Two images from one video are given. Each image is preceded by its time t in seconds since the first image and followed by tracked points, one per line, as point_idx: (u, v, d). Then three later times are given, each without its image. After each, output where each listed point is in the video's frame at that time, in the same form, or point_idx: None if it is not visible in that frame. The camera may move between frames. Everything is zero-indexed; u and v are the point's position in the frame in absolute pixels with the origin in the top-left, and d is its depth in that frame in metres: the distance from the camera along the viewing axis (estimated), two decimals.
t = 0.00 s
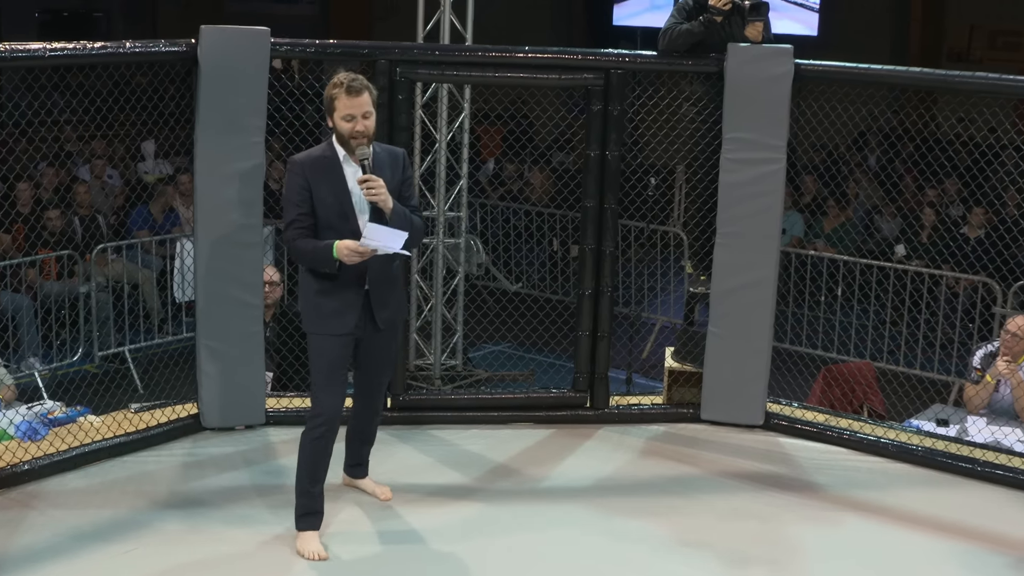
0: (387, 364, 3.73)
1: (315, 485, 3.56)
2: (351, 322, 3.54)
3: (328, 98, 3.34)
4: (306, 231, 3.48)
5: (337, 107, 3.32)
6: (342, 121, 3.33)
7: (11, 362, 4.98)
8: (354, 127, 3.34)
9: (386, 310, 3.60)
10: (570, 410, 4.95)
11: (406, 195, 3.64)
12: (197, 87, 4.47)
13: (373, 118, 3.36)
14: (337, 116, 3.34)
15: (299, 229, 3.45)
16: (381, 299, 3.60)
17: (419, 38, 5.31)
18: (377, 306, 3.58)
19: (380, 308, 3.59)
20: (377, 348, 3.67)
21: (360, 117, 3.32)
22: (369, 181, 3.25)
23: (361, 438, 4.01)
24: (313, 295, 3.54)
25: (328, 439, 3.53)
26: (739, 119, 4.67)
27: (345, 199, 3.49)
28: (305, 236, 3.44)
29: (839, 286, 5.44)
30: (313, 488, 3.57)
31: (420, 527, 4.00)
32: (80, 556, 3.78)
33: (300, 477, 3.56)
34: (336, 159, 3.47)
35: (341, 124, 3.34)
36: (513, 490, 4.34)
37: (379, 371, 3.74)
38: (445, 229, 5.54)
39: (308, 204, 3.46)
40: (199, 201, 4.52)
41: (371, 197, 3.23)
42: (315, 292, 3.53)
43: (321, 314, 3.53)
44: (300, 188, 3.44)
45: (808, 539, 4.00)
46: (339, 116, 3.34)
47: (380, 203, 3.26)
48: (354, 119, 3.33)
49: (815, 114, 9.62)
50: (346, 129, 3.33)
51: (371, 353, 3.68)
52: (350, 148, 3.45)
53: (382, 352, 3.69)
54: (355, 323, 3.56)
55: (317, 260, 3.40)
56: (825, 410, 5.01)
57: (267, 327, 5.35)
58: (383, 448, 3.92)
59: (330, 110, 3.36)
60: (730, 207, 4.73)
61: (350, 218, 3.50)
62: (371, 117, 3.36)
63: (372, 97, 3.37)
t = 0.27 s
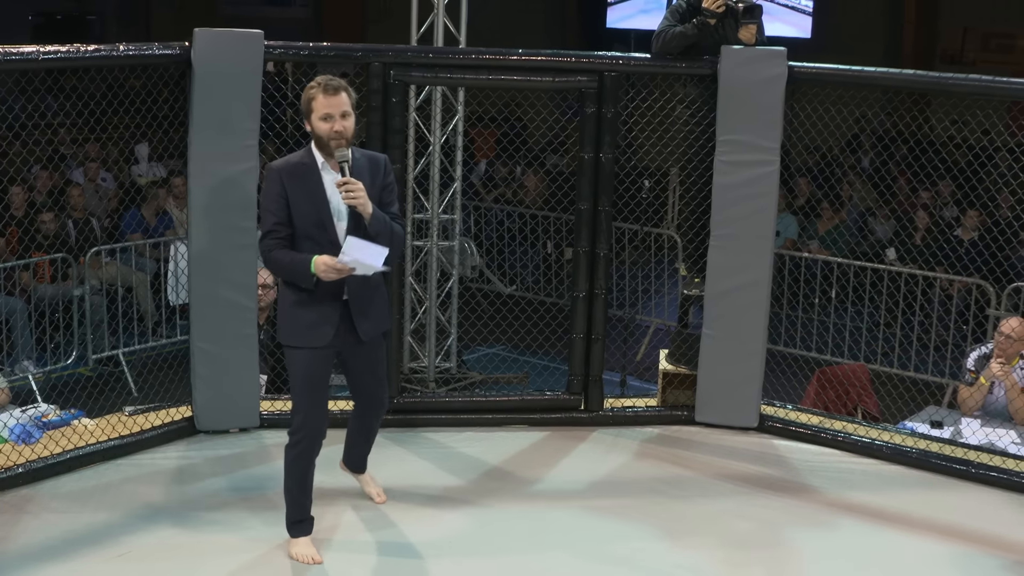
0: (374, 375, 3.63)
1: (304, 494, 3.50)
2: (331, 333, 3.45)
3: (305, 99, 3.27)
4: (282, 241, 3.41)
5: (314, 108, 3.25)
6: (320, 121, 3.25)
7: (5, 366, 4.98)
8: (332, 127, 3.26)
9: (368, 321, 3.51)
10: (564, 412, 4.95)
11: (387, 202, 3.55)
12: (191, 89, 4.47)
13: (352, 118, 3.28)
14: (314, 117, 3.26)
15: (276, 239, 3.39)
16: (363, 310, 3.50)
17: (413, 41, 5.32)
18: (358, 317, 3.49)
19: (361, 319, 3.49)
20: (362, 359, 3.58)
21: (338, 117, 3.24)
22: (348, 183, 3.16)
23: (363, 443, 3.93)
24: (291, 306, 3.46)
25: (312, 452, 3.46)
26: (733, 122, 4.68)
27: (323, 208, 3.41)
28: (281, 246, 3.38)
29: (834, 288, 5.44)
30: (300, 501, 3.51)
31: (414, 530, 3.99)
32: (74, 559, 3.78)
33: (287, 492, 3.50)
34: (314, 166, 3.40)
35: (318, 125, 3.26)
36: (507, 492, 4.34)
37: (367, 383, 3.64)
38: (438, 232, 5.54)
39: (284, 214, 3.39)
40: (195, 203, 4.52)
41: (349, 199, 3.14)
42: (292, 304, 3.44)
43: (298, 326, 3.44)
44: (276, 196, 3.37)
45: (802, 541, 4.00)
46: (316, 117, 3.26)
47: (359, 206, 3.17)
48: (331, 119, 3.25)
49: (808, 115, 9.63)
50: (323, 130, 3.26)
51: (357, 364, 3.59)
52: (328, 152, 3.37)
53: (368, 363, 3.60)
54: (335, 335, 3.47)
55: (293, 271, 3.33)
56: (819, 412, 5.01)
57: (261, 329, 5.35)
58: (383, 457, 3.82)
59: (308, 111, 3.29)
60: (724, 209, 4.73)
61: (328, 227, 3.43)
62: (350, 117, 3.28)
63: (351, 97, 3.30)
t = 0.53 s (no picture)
0: (379, 387, 3.42)
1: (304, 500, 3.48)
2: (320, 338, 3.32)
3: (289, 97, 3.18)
4: (267, 246, 3.32)
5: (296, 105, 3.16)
6: (301, 118, 3.15)
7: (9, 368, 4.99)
8: (312, 124, 3.15)
9: (360, 325, 3.34)
10: (568, 415, 4.95)
11: (382, 203, 3.40)
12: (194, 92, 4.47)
13: (335, 114, 3.16)
14: (296, 115, 3.17)
15: (259, 243, 3.31)
16: (355, 315, 3.34)
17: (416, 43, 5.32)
18: (350, 321, 3.33)
19: (350, 324, 3.33)
20: (362, 368, 3.40)
21: (318, 113, 3.13)
22: (326, 180, 3.07)
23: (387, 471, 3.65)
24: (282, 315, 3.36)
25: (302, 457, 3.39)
26: (736, 124, 4.67)
27: (307, 211, 3.29)
28: (263, 251, 3.29)
29: (837, 291, 5.44)
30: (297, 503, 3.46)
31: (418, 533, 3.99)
32: (77, 561, 3.78)
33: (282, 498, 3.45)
34: (299, 166, 3.30)
35: (300, 122, 3.17)
36: (511, 494, 4.34)
37: (375, 394, 3.43)
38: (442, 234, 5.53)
39: (268, 217, 3.30)
40: (197, 205, 4.52)
41: (326, 196, 3.07)
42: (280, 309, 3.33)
43: (287, 335, 3.33)
44: (259, 200, 3.30)
45: (806, 544, 4.00)
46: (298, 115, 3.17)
47: (337, 202, 3.10)
48: (311, 115, 3.14)
49: (811, 117, 9.67)
50: (303, 126, 3.15)
51: (358, 373, 3.41)
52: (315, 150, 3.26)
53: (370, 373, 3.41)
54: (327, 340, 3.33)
55: (272, 277, 3.22)
56: (823, 414, 5.01)
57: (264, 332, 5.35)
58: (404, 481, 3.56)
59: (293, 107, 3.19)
60: (727, 211, 4.73)
61: (311, 230, 3.31)
62: (332, 113, 3.16)
63: (337, 93, 3.18)
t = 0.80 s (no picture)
0: (384, 397, 3.28)
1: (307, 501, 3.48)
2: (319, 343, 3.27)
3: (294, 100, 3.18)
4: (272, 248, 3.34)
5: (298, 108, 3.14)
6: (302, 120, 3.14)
7: (13, 368, 4.99)
8: (311, 126, 3.13)
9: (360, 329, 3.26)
10: (570, 415, 4.95)
11: (389, 207, 3.32)
12: (197, 92, 4.47)
13: (335, 117, 3.14)
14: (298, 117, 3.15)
15: (265, 245, 3.34)
16: (357, 319, 3.27)
17: (419, 44, 5.32)
18: (351, 326, 3.25)
19: (350, 327, 3.26)
20: (366, 375, 3.29)
21: (318, 115, 3.11)
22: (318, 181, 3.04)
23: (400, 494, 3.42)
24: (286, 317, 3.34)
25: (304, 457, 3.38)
26: (739, 125, 4.68)
27: (309, 214, 3.28)
28: (267, 252, 3.31)
29: (840, 291, 5.43)
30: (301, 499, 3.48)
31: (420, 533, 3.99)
32: (79, 561, 3.78)
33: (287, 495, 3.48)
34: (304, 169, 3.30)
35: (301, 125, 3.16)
36: (514, 494, 4.34)
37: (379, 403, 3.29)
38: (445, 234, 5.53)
39: (273, 219, 3.32)
40: (201, 205, 4.53)
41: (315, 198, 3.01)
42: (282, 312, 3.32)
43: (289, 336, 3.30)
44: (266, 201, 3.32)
45: (808, 544, 3.99)
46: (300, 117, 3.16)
47: (329, 206, 3.03)
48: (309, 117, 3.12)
49: (813, 117, 9.71)
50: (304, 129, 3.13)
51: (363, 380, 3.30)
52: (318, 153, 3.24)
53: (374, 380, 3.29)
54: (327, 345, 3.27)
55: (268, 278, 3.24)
56: (826, 415, 5.01)
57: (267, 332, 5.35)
58: (418, 500, 3.33)
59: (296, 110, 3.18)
60: (730, 211, 4.73)
61: (312, 234, 3.28)
62: (331, 115, 3.13)
63: (340, 96, 3.15)
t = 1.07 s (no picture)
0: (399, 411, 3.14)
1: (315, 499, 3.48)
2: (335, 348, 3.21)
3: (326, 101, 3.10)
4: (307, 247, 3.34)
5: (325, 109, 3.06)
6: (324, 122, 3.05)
7: (17, 364, 4.99)
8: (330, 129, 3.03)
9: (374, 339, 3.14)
10: (574, 412, 4.95)
11: (413, 216, 3.13)
12: (202, 89, 4.47)
13: (352, 121, 3.01)
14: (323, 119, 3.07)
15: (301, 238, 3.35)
16: (377, 329, 3.15)
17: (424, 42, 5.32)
18: (368, 335, 3.15)
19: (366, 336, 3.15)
20: (382, 387, 3.16)
21: (334, 119, 3.00)
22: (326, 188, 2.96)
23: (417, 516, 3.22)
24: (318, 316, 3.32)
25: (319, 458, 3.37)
26: (744, 122, 4.67)
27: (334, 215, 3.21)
28: (299, 245, 3.32)
29: (845, 289, 5.43)
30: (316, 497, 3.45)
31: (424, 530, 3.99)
32: (83, 557, 3.78)
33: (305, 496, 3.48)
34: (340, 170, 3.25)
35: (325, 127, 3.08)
36: (517, 491, 4.34)
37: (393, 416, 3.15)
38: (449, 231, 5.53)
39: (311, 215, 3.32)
40: (205, 202, 4.52)
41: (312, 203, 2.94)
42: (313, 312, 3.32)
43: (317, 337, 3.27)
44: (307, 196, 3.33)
45: (812, 542, 3.99)
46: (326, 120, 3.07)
47: (331, 211, 2.95)
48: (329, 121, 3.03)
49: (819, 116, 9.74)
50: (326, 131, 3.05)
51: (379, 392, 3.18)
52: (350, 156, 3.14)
53: (388, 393, 3.15)
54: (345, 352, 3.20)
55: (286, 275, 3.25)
56: (830, 413, 5.00)
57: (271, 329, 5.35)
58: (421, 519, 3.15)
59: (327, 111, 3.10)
60: (735, 209, 4.73)
61: (334, 235, 3.21)
62: (353, 122, 3.02)
63: (363, 100, 3.02)
